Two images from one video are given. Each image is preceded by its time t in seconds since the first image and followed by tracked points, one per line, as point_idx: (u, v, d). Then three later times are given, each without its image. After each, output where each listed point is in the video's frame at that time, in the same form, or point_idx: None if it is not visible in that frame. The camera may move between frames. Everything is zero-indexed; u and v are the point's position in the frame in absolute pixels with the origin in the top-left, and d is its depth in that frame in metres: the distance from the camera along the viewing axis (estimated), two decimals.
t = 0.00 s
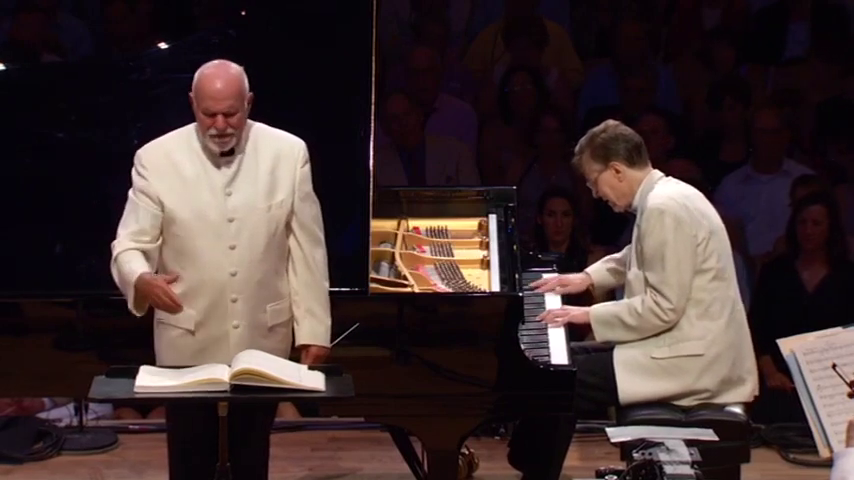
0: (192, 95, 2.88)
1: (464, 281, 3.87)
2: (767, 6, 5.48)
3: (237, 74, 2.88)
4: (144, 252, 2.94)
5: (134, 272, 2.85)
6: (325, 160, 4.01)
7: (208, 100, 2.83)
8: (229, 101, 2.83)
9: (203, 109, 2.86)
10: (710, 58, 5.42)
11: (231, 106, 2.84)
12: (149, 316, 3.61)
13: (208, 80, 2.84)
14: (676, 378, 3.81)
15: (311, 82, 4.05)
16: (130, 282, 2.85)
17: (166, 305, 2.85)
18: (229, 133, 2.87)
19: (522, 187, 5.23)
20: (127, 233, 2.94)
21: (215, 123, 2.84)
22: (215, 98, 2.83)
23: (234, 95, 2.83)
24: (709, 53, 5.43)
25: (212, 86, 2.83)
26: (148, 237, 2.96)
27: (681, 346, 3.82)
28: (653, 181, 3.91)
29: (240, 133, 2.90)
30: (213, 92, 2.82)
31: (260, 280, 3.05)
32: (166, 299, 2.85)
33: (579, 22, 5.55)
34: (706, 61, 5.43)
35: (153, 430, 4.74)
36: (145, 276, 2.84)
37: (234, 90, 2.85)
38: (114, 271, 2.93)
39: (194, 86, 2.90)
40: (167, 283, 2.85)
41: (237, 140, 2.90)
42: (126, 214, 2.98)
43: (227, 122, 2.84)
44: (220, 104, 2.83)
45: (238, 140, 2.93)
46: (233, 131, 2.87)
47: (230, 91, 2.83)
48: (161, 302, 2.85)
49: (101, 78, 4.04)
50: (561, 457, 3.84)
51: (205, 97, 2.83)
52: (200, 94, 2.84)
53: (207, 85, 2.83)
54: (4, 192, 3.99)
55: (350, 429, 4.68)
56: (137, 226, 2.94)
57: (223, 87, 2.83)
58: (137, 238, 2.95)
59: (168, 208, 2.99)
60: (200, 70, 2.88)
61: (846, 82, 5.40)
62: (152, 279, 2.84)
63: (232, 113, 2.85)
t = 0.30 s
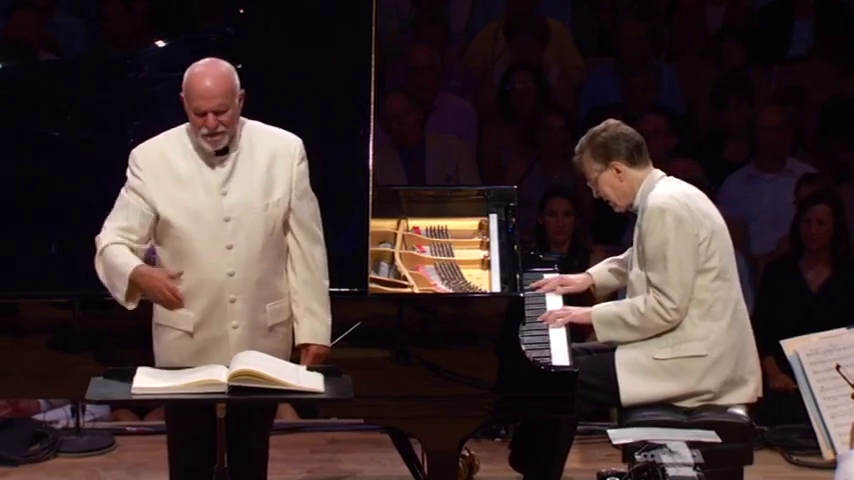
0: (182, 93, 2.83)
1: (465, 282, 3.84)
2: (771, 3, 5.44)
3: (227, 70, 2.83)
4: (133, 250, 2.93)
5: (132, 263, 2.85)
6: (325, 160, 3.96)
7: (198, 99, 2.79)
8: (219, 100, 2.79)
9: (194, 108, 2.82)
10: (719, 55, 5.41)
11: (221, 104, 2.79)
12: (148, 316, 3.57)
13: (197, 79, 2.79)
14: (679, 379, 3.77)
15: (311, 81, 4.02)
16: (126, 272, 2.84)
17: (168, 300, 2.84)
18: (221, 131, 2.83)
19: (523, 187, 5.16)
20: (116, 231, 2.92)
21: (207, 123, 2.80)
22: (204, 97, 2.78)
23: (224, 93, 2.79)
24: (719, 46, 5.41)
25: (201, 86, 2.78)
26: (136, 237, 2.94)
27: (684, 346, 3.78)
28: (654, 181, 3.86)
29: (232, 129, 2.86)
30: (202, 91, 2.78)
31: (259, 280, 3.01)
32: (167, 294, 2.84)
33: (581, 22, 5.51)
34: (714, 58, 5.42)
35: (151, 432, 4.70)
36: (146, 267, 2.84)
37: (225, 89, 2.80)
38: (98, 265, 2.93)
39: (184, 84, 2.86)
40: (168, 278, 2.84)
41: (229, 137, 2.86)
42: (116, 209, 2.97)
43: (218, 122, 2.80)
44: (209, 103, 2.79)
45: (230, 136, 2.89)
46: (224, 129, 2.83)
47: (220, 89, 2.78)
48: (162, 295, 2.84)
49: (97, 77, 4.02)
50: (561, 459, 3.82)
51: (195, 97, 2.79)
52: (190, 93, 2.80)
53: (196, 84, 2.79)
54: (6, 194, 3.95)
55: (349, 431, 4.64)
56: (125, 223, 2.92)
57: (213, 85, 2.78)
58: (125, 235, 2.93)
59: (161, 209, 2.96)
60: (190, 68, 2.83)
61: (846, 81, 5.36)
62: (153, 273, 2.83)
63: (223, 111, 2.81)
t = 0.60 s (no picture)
0: (174, 92, 2.79)
1: (465, 282, 3.79)
2: None
3: (219, 69, 2.79)
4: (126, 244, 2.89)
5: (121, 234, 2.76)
6: (324, 160, 3.93)
7: (189, 98, 2.75)
8: (211, 98, 2.74)
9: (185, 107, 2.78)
10: (722, 53, 5.34)
11: (212, 102, 2.75)
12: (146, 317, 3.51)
13: (188, 78, 2.75)
14: (682, 380, 3.72)
15: (310, 80, 3.98)
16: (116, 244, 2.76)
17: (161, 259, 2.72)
18: (213, 130, 2.78)
19: (525, 187, 5.11)
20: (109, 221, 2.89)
21: (197, 121, 2.76)
22: (195, 96, 2.74)
23: (215, 92, 2.74)
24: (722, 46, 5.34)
25: (192, 84, 2.74)
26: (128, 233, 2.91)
27: (688, 347, 3.74)
28: (658, 179, 3.82)
29: (224, 128, 2.81)
30: (193, 89, 2.74)
31: (256, 279, 2.97)
32: (161, 256, 2.72)
33: (583, 19, 5.46)
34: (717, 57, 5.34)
35: (147, 434, 4.66)
36: (137, 235, 2.73)
37: (216, 87, 2.76)
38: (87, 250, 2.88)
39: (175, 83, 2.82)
40: (162, 237, 2.73)
41: (221, 137, 2.82)
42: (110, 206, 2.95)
43: (209, 120, 2.76)
44: (200, 102, 2.75)
45: (223, 135, 2.85)
46: (216, 128, 2.79)
47: (211, 88, 2.74)
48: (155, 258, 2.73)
49: (95, 75, 3.98)
50: (562, 461, 3.77)
51: (186, 95, 2.75)
52: (181, 92, 2.76)
53: (187, 82, 2.75)
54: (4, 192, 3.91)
55: (347, 434, 4.60)
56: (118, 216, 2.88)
57: (204, 84, 2.74)
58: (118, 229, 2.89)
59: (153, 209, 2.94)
60: (181, 67, 2.80)
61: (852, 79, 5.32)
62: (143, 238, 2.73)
63: (215, 110, 2.77)
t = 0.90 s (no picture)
0: (165, 91, 2.76)
1: (466, 282, 3.75)
2: None
3: (210, 66, 2.76)
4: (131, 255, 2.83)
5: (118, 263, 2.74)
6: (324, 160, 3.91)
7: (180, 96, 2.71)
8: (202, 96, 2.71)
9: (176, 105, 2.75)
10: (725, 51, 5.30)
11: (204, 100, 2.72)
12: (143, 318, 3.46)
13: (180, 76, 2.72)
14: (684, 381, 3.68)
15: (310, 80, 3.93)
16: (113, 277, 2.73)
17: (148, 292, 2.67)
18: (205, 128, 2.75)
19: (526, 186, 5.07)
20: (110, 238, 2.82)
21: (189, 120, 2.72)
22: (186, 94, 2.71)
23: (206, 89, 2.71)
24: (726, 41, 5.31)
25: (184, 82, 2.71)
26: (133, 242, 2.85)
27: (690, 349, 3.69)
28: (661, 177, 3.77)
29: (216, 126, 2.78)
30: (185, 88, 2.71)
31: (252, 279, 2.94)
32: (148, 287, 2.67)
33: (584, 17, 5.40)
34: (720, 52, 5.30)
35: (144, 436, 4.62)
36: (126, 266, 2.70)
37: (208, 85, 2.73)
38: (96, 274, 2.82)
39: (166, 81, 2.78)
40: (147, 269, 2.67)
41: (214, 135, 2.79)
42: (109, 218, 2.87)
43: (202, 119, 2.73)
44: (192, 100, 2.71)
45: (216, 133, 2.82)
46: (209, 126, 2.76)
47: (203, 85, 2.71)
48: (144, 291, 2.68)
49: (92, 73, 3.92)
50: (563, 463, 3.72)
51: (178, 94, 2.72)
52: (173, 90, 2.73)
53: (178, 81, 2.72)
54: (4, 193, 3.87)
55: (346, 436, 4.55)
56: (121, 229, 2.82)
57: (195, 81, 2.71)
58: (121, 241, 2.83)
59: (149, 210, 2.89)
60: (172, 65, 2.76)
61: None
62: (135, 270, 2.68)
63: (207, 108, 2.74)
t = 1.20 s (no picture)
0: (157, 90, 2.73)
1: (467, 282, 3.70)
2: None
3: (202, 64, 2.72)
4: (118, 261, 2.82)
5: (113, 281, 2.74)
6: (324, 160, 3.84)
7: (172, 95, 2.68)
8: (194, 95, 2.68)
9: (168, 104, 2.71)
10: (727, 49, 5.26)
11: (196, 99, 2.69)
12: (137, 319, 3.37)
13: (171, 74, 2.68)
14: (688, 383, 3.63)
15: (310, 80, 3.88)
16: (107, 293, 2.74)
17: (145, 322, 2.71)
18: (198, 127, 2.71)
19: (527, 185, 5.01)
20: (98, 241, 2.82)
21: (181, 119, 2.69)
22: (179, 92, 2.67)
23: (198, 87, 2.68)
24: (728, 39, 5.28)
25: (175, 81, 2.68)
26: (120, 244, 2.84)
27: (694, 350, 3.63)
28: (664, 176, 3.72)
29: (210, 125, 2.74)
30: (177, 86, 2.67)
31: (247, 279, 2.90)
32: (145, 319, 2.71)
33: (585, 14, 5.36)
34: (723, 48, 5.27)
35: (139, 439, 4.57)
36: (125, 289, 2.71)
37: (200, 82, 2.69)
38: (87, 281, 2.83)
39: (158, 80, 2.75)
40: (145, 298, 2.71)
41: (208, 135, 2.75)
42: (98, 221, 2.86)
43: (194, 117, 2.69)
44: (184, 98, 2.68)
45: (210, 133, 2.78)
46: (201, 125, 2.72)
47: (195, 84, 2.68)
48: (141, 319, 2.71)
49: (88, 70, 3.87)
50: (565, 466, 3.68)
51: (169, 92, 2.68)
52: (164, 89, 2.69)
53: (170, 79, 2.68)
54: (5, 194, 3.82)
55: (344, 439, 4.50)
56: (109, 234, 2.81)
57: (187, 79, 2.67)
58: (109, 245, 2.83)
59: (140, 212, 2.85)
60: (164, 63, 2.73)
61: None
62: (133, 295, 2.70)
63: (199, 107, 2.70)
